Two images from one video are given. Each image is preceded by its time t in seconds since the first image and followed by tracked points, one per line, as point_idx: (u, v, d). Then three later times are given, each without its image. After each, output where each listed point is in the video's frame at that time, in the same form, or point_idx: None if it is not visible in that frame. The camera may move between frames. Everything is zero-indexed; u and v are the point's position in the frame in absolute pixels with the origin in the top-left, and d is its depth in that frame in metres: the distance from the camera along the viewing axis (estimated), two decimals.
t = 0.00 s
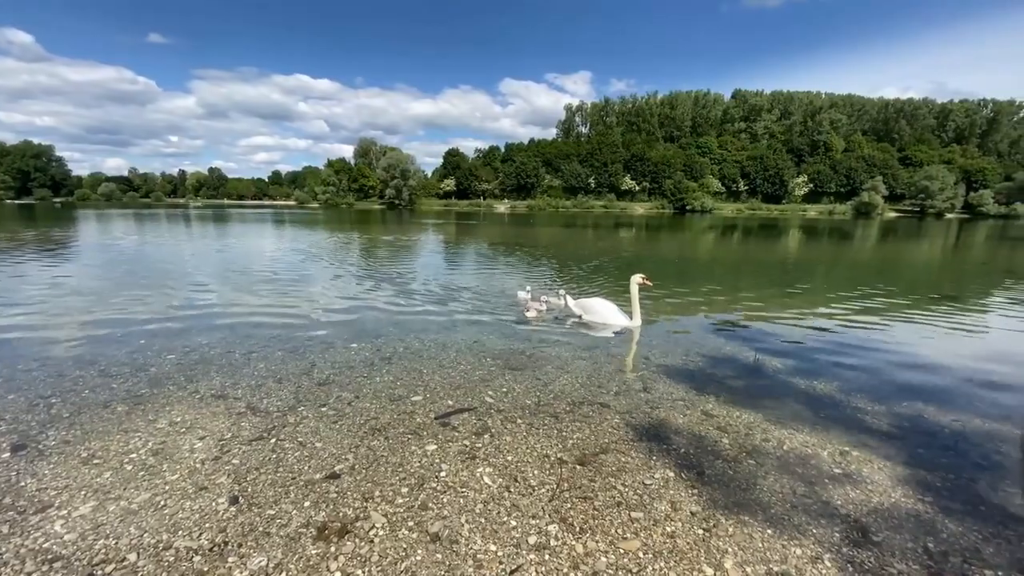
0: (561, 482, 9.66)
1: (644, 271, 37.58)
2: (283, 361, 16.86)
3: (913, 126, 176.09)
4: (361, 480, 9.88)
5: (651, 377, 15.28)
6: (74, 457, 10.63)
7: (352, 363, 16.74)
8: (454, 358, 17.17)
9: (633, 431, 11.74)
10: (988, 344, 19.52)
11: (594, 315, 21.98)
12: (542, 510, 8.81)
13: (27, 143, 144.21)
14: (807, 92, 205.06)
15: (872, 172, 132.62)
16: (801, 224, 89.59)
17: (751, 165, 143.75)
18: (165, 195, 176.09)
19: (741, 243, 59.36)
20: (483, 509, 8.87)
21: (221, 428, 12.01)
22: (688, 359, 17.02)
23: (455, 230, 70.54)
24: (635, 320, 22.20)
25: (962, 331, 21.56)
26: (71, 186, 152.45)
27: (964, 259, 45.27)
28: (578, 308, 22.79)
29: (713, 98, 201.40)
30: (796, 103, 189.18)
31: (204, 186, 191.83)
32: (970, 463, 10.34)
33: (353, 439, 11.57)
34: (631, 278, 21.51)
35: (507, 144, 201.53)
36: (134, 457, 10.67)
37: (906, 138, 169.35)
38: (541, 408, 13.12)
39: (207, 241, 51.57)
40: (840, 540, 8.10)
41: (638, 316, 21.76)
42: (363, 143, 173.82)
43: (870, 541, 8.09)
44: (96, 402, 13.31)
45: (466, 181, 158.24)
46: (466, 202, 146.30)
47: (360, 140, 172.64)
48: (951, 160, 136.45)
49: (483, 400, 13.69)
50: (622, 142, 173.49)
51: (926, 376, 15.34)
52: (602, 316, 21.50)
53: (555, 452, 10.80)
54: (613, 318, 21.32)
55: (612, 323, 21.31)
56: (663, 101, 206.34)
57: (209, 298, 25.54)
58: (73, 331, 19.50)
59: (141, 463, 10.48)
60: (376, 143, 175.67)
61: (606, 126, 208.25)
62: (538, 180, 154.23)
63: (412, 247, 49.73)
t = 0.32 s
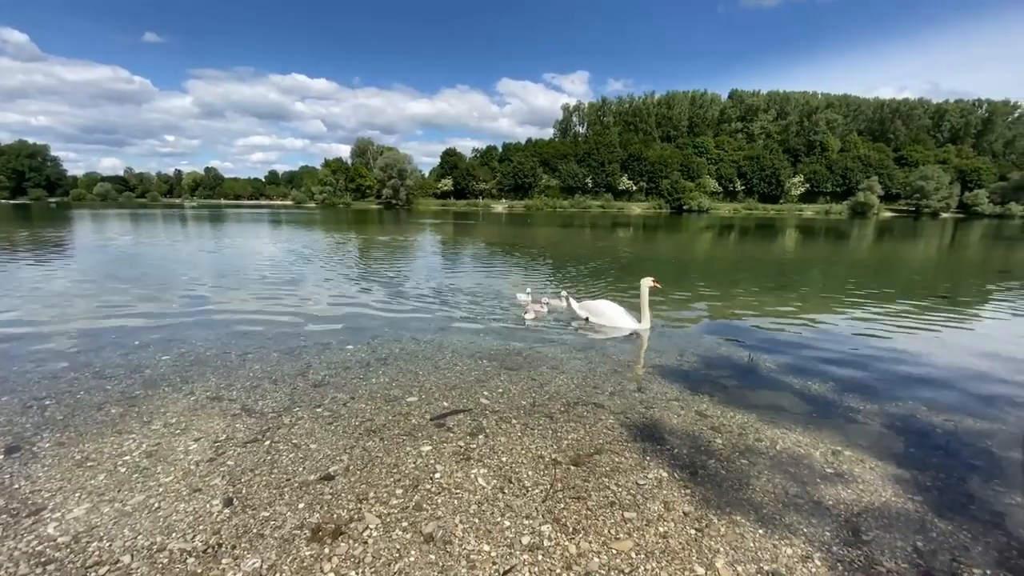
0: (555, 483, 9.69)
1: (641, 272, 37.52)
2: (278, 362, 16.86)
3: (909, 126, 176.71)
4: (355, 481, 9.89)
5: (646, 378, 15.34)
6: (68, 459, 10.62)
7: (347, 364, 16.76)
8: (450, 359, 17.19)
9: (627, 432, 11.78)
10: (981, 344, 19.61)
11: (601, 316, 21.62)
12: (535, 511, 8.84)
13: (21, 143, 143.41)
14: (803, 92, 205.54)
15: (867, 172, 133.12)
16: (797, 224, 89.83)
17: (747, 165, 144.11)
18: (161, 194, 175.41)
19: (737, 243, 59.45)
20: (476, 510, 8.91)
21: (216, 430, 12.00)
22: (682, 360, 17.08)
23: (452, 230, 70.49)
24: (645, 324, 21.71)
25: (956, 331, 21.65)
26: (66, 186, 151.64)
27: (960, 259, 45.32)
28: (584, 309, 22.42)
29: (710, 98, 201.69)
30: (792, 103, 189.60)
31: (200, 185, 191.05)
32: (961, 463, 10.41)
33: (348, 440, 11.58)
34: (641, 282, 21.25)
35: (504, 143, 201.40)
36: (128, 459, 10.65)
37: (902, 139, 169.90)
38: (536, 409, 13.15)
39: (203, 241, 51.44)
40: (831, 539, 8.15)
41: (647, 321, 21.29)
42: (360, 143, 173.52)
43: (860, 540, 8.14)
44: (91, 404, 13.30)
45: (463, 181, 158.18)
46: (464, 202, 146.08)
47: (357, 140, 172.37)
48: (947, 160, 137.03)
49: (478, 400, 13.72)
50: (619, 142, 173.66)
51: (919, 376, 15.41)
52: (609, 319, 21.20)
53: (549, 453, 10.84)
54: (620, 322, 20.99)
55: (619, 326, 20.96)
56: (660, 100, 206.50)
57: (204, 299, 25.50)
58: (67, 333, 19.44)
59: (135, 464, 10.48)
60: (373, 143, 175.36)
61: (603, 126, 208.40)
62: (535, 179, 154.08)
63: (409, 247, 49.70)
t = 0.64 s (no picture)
0: (548, 480, 9.75)
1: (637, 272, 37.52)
2: (274, 362, 16.90)
3: (904, 127, 177.57)
4: (350, 479, 9.94)
5: (640, 376, 15.41)
6: (63, 458, 10.63)
7: (343, 363, 16.82)
8: (446, 358, 17.26)
9: (621, 430, 11.85)
10: (972, 343, 19.74)
11: (610, 319, 21.18)
12: (529, 508, 8.90)
13: (16, 142, 142.75)
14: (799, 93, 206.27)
15: (863, 172, 133.76)
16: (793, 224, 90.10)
17: (744, 165, 144.59)
18: (157, 195, 174.87)
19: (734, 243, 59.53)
20: (470, 507, 8.97)
21: (211, 429, 12.02)
22: (677, 358, 17.16)
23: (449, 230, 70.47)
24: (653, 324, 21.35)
25: (948, 330, 21.79)
26: (62, 186, 151.02)
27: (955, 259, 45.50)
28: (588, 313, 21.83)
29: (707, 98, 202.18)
30: (788, 103, 190.21)
31: (196, 185, 190.71)
32: (951, 460, 10.52)
33: (342, 439, 11.62)
34: (653, 284, 20.78)
35: (502, 144, 201.54)
36: (123, 458, 10.67)
37: (897, 139, 170.61)
38: (531, 407, 13.20)
39: (199, 241, 51.38)
40: (820, 535, 8.24)
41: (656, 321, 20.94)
42: (357, 142, 173.41)
43: (849, 535, 8.23)
44: (86, 403, 13.31)
45: (461, 181, 158.07)
46: (461, 202, 146.10)
47: (355, 140, 172.34)
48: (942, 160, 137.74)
49: (473, 399, 13.77)
50: (616, 142, 174.03)
51: (910, 375, 15.51)
52: (619, 321, 20.75)
53: (543, 451, 10.91)
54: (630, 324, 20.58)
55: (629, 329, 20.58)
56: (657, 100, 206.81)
57: (200, 299, 25.50)
58: (62, 334, 19.40)
59: (130, 463, 10.50)
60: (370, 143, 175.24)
61: (600, 126, 208.80)
62: (533, 179, 154.25)
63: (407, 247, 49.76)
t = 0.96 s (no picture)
0: (540, 477, 9.80)
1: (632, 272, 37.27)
2: (267, 361, 16.84)
3: (897, 127, 178.64)
4: (342, 477, 9.96)
5: (634, 374, 15.48)
6: (54, 457, 10.59)
7: (337, 362, 16.78)
8: (440, 357, 17.25)
9: (613, 427, 11.91)
10: (962, 342, 19.94)
11: (617, 321, 20.82)
12: (520, 504, 8.94)
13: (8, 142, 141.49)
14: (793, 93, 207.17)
15: (856, 172, 134.57)
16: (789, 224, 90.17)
17: (739, 165, 145.13)
18: (151, 195, 173.71)
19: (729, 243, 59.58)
20: (462, 503, 9.00)
21: (203, 428, 12.00)
22: (670, 357, 17.24)
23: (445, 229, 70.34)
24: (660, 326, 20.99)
25: (939, 329, 21.96)
26: (54, 186, 149.76)
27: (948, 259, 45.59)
28: (595, 315, 21.40)
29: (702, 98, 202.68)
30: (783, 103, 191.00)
31: (190, 185, 189.49)
32: (937, 455, 10.65)
33: (335, 437, 11.63)
34: (663, 285, 20.40)
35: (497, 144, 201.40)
36: (114, 458, 10.63)
37: (890, 139, 171.71)
38: (524, 405, 13.24)
39: (193, 241, 51.06)
40: (808, 529, 8.32)
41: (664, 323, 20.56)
42: (352, 142, 172.90)
43: (837, 530, 8.32)
44: (77, 403, 13.24)
45: (456, 181, 158.00)
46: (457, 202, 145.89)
47: (350, 139, 171.83)
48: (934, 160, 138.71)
49: (466, 398, 13.79)
50: (612, 142, 174.27)
51: (899, 372, 15.67)
52: (627, 323, 20.35)
53: (535, 448, 10.96)
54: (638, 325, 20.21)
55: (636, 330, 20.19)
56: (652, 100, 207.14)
57: (193, 299, 25.41)
58: (53, 334, 19.24)
59: (122, 463, 10.46)
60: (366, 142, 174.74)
61: (596, 126, 208.95)
62: (529, 179, 154.25)
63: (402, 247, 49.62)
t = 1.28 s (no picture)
0: (529, 472, 9.82)
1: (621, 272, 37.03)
2: (254, 360, 16.70)
3: (882, 128, 181.21)
4: (330, 474, 9.90)
5: (622, 371, 15.56)
6: (35, 458, 10.42)
7: (325, 361, 16.69)
8: (429, 355, 17.23)
9: (601, 423, 11.98)
10: (943, 338, 20.24)
11: (621, 321, 20.50)
12: (509, 500, 8.95)
13: None
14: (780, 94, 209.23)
15: (842, 172, 136.27)
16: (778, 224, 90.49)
17: (727, 165, 146.30)
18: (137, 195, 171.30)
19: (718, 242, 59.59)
20: (450, 499, 8.99)
21: (189, 427, 11.87)
22: (658, 353, 17.38)
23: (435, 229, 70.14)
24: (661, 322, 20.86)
25: (921, 326, 22.26)
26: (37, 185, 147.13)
27: (931, 258, 46.00)
28: (597, 314, 20.91)
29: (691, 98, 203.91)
30: (771, 103, 192.79)
31: (176, 185, 187.11)
32: (917, 446, 10.83)
33: (323, 435, 11.56)
34: (670, 282, 20.10)
35: (488, 144, 201.18)
36: (97, 458, 10.49)
37: (875, 140, 173.92)
38: (513, 402, 13.27)
39: (179, 241, 50.45)
40: (792, 520, 8.42)
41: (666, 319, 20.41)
42: (342, 141, 171.88)
43: (820, 520, 8.43)
44: (58, 404, 13.03)
45: (447, 181, 157.66)
46: (447, 202, 145.50)
47: (339, 139, 170.80)
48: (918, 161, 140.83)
49: (456, 395, 13.78)
50: (602, 142, 174.80)
51: (880, 367, 15.90)
52: (631, 321, 20.05)
53: (524, 444, 10.97)
54: (642, 324, 19.98)
55: (641, 329, 19.96)
56: (642, 100, 208.06)
57: (178, 300, 25.09)
58: (35, 335, 18.91)
59: (104, 463, 10.32)
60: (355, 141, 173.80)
61: (586, 125, 209.56)
62: (520, 179, 154.29)
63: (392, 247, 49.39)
